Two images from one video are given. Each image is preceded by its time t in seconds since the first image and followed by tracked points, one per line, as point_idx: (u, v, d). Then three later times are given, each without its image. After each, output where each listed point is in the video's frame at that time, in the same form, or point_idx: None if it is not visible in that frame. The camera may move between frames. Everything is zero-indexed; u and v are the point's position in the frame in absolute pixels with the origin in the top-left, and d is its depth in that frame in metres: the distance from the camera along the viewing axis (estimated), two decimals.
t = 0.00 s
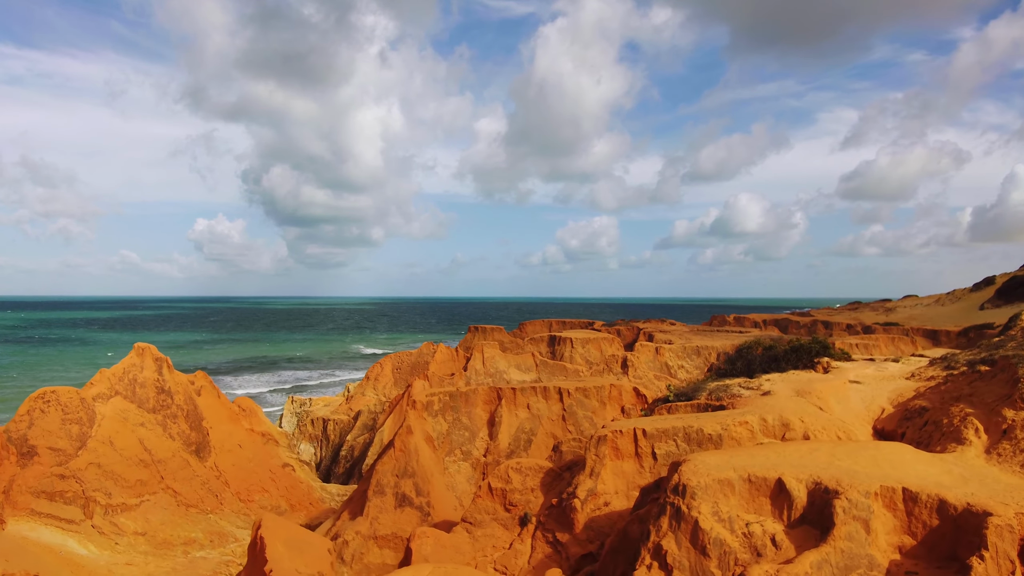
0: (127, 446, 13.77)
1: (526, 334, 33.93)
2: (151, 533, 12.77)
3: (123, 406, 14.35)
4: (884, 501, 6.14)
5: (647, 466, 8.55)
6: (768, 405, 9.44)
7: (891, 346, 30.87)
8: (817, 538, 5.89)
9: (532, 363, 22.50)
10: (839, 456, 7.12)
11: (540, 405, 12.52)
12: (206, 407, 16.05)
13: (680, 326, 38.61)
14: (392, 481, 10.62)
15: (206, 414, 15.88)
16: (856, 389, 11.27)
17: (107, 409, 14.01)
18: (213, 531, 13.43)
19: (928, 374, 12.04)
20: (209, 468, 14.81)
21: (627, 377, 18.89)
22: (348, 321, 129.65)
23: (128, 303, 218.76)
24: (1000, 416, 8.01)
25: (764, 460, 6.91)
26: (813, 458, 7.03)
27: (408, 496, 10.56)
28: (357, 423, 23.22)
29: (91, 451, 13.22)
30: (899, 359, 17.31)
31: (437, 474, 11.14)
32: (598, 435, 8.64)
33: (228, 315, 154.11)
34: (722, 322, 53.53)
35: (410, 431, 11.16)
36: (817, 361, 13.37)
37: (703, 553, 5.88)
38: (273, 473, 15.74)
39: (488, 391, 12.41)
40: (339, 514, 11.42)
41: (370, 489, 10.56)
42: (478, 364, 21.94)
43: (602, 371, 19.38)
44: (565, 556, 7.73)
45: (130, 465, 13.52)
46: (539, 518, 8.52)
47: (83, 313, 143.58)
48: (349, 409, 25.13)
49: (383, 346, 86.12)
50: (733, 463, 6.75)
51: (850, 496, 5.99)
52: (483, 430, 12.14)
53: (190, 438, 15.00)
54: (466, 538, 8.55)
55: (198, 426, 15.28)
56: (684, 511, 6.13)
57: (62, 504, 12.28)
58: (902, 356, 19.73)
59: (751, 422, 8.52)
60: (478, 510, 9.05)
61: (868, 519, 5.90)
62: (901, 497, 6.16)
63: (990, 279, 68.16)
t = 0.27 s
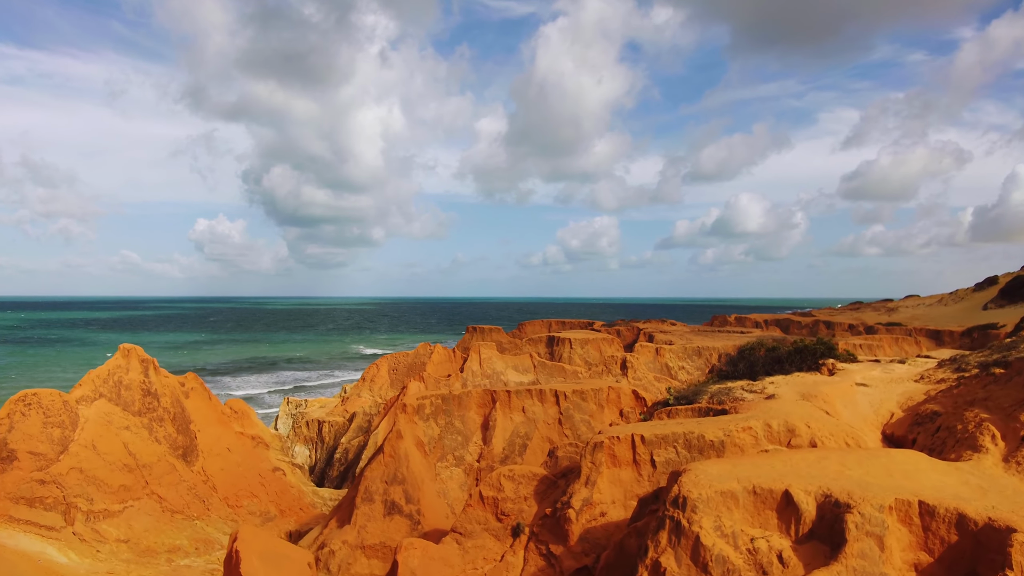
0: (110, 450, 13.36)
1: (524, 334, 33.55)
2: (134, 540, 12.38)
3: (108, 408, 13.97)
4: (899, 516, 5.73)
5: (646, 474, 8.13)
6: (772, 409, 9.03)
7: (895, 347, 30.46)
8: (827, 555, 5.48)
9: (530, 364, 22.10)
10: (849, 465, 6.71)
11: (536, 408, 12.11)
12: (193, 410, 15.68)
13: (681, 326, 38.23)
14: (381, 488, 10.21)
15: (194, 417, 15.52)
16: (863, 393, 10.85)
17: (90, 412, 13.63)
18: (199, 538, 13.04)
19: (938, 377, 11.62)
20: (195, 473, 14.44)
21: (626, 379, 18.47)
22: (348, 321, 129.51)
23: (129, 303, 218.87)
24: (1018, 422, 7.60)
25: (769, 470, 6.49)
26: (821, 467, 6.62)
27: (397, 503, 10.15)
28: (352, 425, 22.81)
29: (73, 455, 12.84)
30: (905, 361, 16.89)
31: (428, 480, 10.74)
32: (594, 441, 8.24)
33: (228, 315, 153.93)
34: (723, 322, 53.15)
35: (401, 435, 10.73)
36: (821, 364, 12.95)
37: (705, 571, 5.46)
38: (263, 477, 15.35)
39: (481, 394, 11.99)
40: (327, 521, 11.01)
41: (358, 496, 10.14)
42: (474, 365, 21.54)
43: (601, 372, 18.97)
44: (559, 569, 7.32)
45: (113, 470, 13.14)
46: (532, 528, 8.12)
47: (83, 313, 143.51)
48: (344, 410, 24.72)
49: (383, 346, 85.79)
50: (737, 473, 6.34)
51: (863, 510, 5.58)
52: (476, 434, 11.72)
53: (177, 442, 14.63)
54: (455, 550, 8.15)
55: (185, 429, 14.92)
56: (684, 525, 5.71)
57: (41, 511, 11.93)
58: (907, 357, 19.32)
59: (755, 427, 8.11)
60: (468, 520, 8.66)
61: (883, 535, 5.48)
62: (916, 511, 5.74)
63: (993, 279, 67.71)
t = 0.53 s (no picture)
0: (92, 454, 12.98)
1: (523, 335, 33.15)
2: (116, 548, 11.98)
3: (91, 411, 13.60)
4: (915, 533, 5.31)
5: (644, 484, 7.72)
6: (777, 414, 8.61)
7: (898, 347, 30.04)
8: None
9: (527, 365, 21.67)
10: (860, 477, 6.29)
11: (531, 412, 11.69)
12: (180, 412, 15.32)
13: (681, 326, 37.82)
14: (369, 495, 9.79)
15: (180, 420, 15.16)
16: (871, 397, 10.43)
17: (73, 416, 13.26)
18: (183, 546, 12.66)
19: (948, 380, 11.21)
20: (181, 478, 14.07)
21: (625, 381, 18.02)
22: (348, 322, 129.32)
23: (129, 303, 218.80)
24: None
25: (775, 482, 6.08)
26: (830, 479, 6.21)
27: (385, 511, 9.72)
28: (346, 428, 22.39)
29: (53, 460, 12.45)
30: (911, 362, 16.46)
31: (418, 487, 10.33)
32: (589, 449, 7.84)
33: (228, 315, 153.69)
34: (723, 322, 52.76)
35: (389, 441, 10.32)
36: (826, 366, 12.52)
37: None
38: (252, 482, 14.97)
39: (474, 398, 11.56)
40: (313, 530, 10.60)
41: (345, 504, 9.72)
42: (470, 367, 21.15)
43: (599, 374, 18.54)
44: None
45: (95, 475, 12.76)
46: (524, 540, 7.70)
47: (82, 313, 143.35)
48: (339, 412, 24.29)
49: (382, 346, 85.41)
50: (740, 485, 5.93)
51: (877, 527, 5.16)
52: (469, 439, 11.30)
53: (163, 446, 14.27)
54: (443, 563, 7.74)
55: (171, 433, 14.55)
56: (684, 543, 5.29)
57: (19, 517, 11.42)
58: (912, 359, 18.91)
59: (759, 434, 7.70)
60: (457, 531, 8.28)
61: (899, 554, 5.06)
62: (934, 528, 5.33)
63: (996, 279, 67.26)
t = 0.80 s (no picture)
0: (75, 459, 12.62)
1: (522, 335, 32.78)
2: (97, 556, 11.59)
3: (74, 414, 13.25)
4: (934, 552, 4.91)
5: (642, 494, 7.33)
6: (782, 420, 8.20)
7: (902, 347, 29.63)
8: None
9: (525, 366, 21.26)
10: (873, 490, 5.89)
11: (527, 416, 11.29)
12: (166, 415, 15.02)
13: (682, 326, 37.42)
14: (356, 504, 9.40)
15: (167, 423, 14.84)
16: (880, 401, 10.03)
17: (55, 418, 12.90)
18: (166, 553, 12.28)
19: (959, 383, 10.79)
20: (167, 483, 13.73)
21: (625, 384, 17.61)
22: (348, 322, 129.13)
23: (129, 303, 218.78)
24: None
25: (782, 495, 5.69)
26: (840, 492, 5.81)
27: (373, 520, 9.34)
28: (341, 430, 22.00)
29: (34, 464, 12.07)
30: (918, 364, 16.06)
31: (407, 495, 9.94)
32: (585, 457, 7.45)
33: (228, 315, 153.54)
34: (725, 322, 52.40)
35: (378, 446, 9.94)
36: (832, 368, 12.12)
37: None
38: (240, 487, 14.63)
39: (467, 401, 11.15)
40: (299, 539, 10.21)
41: (331, 513, 9.33)
42: (467, 368, 20.77)
43: (598, 375, 18.15)
44: None
45: (77, 480, 12.39)
46: (516, 553, 7.32)
47: (82, 313, 143.28)
48: (334, 414, 23.91)
49: (382, 347, 85.09)
50: (744, 498, 5.54)
51: (894, 546, 4.75)
52: (461, 444, 10.89)
53: (148, 450, 13.93)
54: None
55: (158, 437, 14.23)
56: (684, 562, 4.90)
57: None
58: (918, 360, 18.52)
59: (764, 441, 7.30)
60: (445, 543, 7.92)
61: None
62: (955, 547, 4.93)
63: (999, 279, 66.84)
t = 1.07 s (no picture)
0: (57, 464, 12.25)
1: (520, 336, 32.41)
2: (78, 564, 11.21)
3: (57, 418, 12.89)
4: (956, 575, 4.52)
5: (641, 506, 6.93)
6: (788, 426, 7.80)
7: (906, 348, 29.24)
8: None
9: (523, 367, 20.89)
10: (888, 505, 5.52)
11: (522, 420, 10.89)
12: (153, 419, 14.67)
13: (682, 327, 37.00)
14: (343, 513, 9.01)
15: (154, 426, 14.50)
16: (889, 406, 9.63)
17: (37, 422, 12.54)
18: (150, 561, 11.91)
19: (970, 387, 10.41)
20: (153, 489, 13.39)
21: (624, 387, 17.18)
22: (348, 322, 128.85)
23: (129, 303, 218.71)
24: None
25: (791, 511, 5.30)
26: (854, 506, 5.42)
27: (360, 530, 8.95)
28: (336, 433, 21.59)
29: (14, 469, 11.70)
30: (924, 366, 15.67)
31: (397, 503, 9.55)
32: (580, 467, 7.06)
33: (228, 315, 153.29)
34: (725, 322, 51.97)
35: (366, 453, 9.55)
36: (837, 371, 11.75)
37: None
38: (228, 492, 14.29)
39: (461, 405, 10.75)
40: (285, 548, 9.83)
41: (317, 522, 8.93)
42: (463, 370, 20.39)
43: (597, 378, 17.76)
44: None
45: (59, 486, 12.02)
46: (507, 568, 6.94)
47: (82, 313, 143.21)
48: (330, 416, 23.53)
49: (381, 347, 84.73)
50: (749, 516, 5.16)
51: (914, 569, 4.35)
52: (454, 450, 10.49)
53: (134, 454, 13.58)
54: None
55: (144, 440, 13.89)
56: None
57: None
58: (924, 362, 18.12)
59: (769, 450, 6.91)
60: (433, 556, 7.58)
61: None
62: (979, 569, 4.53)
63: (1002, 279, 66.40)
